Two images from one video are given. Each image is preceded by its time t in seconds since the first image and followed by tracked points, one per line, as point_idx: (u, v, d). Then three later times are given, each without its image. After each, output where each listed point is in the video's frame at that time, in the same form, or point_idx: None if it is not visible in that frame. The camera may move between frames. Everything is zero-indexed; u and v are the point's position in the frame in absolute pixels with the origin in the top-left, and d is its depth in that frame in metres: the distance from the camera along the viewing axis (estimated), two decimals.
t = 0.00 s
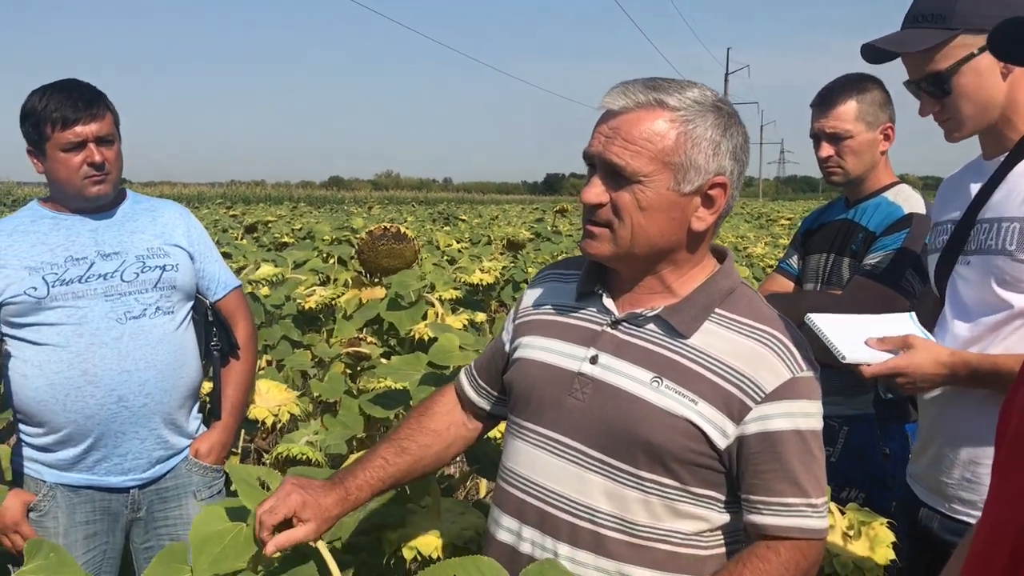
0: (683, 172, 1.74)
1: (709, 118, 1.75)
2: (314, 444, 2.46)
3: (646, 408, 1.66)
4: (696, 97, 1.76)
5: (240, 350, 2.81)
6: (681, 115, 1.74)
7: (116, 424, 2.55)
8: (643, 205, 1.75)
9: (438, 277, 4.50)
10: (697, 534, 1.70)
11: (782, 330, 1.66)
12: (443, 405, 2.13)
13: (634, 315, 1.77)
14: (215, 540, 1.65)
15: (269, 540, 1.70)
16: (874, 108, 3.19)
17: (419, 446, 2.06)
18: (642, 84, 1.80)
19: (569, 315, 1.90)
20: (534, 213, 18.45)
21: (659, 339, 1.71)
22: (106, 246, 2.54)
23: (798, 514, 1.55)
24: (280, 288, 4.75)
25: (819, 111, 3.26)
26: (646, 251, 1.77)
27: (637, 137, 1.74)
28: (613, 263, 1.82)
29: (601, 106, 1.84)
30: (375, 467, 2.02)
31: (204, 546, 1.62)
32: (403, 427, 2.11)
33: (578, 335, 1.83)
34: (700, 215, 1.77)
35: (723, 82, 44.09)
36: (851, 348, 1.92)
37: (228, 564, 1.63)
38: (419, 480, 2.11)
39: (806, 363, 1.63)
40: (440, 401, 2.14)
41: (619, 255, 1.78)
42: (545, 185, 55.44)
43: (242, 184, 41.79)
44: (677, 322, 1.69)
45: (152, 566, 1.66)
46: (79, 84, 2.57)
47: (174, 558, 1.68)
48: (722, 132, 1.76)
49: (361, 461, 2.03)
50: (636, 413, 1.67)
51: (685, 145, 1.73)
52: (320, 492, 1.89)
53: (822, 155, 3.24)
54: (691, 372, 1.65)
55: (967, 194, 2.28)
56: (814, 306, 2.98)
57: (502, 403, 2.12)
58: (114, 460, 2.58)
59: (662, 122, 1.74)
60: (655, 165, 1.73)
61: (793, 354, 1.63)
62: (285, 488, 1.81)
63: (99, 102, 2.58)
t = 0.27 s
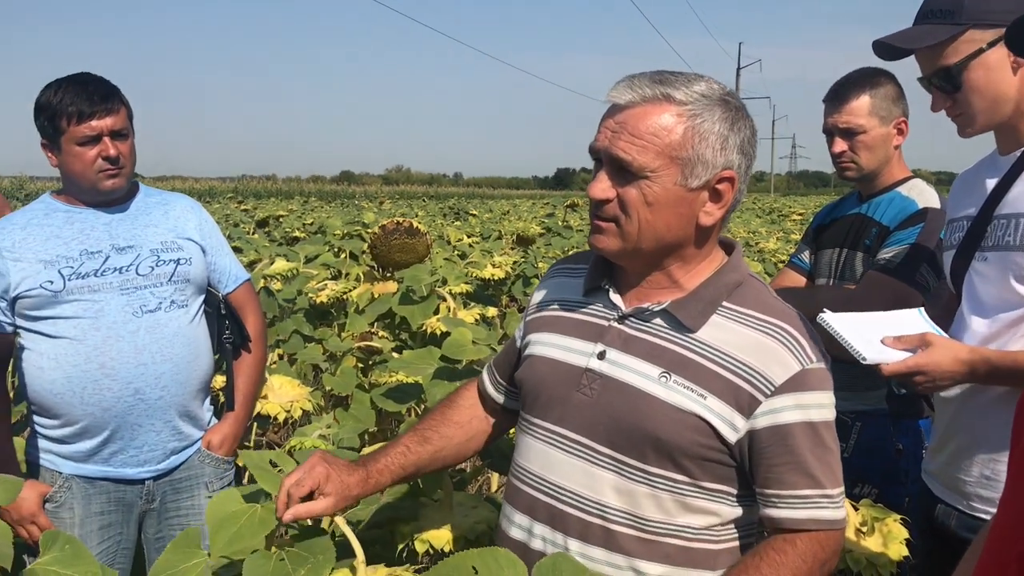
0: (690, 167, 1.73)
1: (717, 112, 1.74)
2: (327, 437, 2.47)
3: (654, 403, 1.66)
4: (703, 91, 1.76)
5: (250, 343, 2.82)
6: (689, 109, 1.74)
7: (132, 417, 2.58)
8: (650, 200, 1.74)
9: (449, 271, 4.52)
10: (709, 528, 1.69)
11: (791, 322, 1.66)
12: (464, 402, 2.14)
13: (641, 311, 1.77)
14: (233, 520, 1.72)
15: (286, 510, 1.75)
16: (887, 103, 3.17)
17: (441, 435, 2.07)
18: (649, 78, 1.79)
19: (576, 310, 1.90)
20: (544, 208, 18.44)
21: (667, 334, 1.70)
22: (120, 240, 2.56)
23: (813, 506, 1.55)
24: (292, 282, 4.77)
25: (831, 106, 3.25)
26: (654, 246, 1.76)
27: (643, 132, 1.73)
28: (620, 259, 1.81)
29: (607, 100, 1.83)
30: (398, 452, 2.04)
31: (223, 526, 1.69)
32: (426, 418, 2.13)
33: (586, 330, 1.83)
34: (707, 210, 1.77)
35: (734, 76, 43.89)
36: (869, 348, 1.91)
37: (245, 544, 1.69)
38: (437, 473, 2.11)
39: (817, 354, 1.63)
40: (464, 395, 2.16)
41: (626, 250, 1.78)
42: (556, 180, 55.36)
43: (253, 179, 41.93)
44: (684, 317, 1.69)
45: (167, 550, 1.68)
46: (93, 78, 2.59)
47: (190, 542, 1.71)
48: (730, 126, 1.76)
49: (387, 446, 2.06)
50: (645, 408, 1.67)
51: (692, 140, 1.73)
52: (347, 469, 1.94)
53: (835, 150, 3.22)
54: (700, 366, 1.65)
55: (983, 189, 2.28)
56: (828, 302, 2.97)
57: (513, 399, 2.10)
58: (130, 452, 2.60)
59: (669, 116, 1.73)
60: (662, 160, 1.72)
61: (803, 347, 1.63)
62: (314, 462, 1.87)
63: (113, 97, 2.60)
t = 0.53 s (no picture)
0: (698, 164, 1.73)
1: (725, 108, 1.74)
2: (336, 432, 2.49)
3: (658, 399, 1.67)
4: (711, 87, 1.75)
5: (258, 338, 2.84)
6: (697, 105, 1.74)
7: (143, 413, 2.60)
8: (657, 196, 1.74)
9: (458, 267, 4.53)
10: (714, 524, 1.70)
11: (797, 319, 1.66)
12: (478, 403, 2.15)
13: (646, 307, 1.77)
14: (257, 512, 1.73)
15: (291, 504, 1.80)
16: (897, 99, 3.16)
17: (446, 433, 2.08)
18: (658, 73, 1.79)
19: (582, 306, 1.90)
20: (552, 204, 18.42)
21: (672, 330, 1.71)
22: (132, 236, 2.57)
23: (820, 503, 1.55)
24: (301, 277, 4.79)
25: (841, 102, 3.24)
26: (661, 241, 1.77)
27: (651, 128, 1.73)
28: (628, 254, 1.82)
29: (616, 95, 1.84)
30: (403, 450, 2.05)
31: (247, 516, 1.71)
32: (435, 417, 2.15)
33: (592, 327, 1.84)
34: (715, 206, 1.77)
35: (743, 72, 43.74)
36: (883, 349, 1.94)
37: (266, 537, 1.70)
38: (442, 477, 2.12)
39: (823, 351, 1.62)
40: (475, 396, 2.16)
41: (632, 246, 1.79)
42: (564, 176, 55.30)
43: (261, 174, 42.04)
44: (689, 313, 1.69)
45: (186, 538, 1.74)
46: (107, 73, 2.60)
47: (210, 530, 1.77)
48: (738, 122, 1.76)
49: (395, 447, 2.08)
50: (649, 404, 1.67)
51: (701, 136, 1.73)
52: (347, 465, 1.97)
53: (844, 147, 3.22)
54: (704, 362, 1.65)
55: (991, 185, 2.28)
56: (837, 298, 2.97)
57: (524, 394, 2.11)
58: (140, 446, 2.62)
59: (678, 112, 1.74)
60: (669, 157, 1.72)
61: (808, 344, 1.62)
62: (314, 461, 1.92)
63: (126, 93, 2.62)
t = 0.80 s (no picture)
0: (703, 161, 1.73)
1: (731, 106, 1.74)
2: (340, 429, 2.48)
3: (664, 396, 1.67)
4: (717, 85, 1.75)
5: (261, 335, 2.83)
6: (703, 102, 1.73)
7: (147, 411, 2.60)
8: (662, 193, 1.74)
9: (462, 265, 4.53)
10: (720, 520, 1.70)
11: (801, 314, 1.65)
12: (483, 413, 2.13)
13: (650, 305, 1.77)
14: (262, 531, 1.64)
15: (302, 529, 1.71)
16: (902, 97, 3.15)
17: (456, 447, 2.06)
18: (663, 70, 1.79)
19: (586, 305, 1.90)
20: (557, 202, 18.41)
21: (676, 328, 1.71)
22: (137, 234, 2.58)
23: (824, 498, 1.55)
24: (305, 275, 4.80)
25: (846, 101, 3.23)
26: (665, 238, 1.77)
27: (657, 125, 1.73)
28: (632, 252, 1.81)
29: (621, 92, 1.83)
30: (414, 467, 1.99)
31: (252, 535, 1.62)
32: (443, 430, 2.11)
33: (596, 325, 1.84)
34: (719, 204, 1.77)
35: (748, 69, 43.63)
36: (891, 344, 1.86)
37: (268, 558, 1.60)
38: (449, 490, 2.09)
39: (827, 347, 1.62)
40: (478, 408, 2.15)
41: (636, 243, 1.79)
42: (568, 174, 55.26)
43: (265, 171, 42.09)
44: (693, 311, 1.69)
45: (189, 549, 1.69)
46: (113, 70, 2.61)
47: (215, 542, 1.72)
48: (744, 120, 1.75)
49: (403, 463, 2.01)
50: (654, 402, 1.67)
51: (706, 133, 1.73)
52: (356, 486, 1.87)
53: (849, 145, 3.21)
54: (709, 360, 1.65)
55: (994, 182, 2.26)
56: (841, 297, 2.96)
57: (527, 392, 2.12)
58: (144, 444, 2.63)
59: (684, 109, 1.73)
60: (675, 154, 1.72)
61: (811, 338, 1.62)
62: (324, 483, 1.79)
63: (133, 91, 2.62)
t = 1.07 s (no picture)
0: (706, 158, 1.73)
1: (732, 103, 1.75)
2: (343, 428, 2.49)
3: (673, 393, 1.67)
4: (719, 82, 1.76)
5: (265, 334, 2.87)
6: (705, 99, 1.74)
7: (150, 409, 2.61)
8: (665, 189, 1.74)
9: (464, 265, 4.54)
10: (732, 516, 1.70)
11: (807, 308, 1.67)
12: (479, 415, 2.13)
13: (656, 302, 1.77)
14: (256, 535, 1.61)
15: (297, 533, 1.69)
16: (904, 98, 3.15)
17: (453, 450, 2.05)
18: (665, 67, 1.79)
19: (590, 304, 1.91)
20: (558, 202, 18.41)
21: (683, 325, 1.72)
22: (140, 232, 2.58)
23: (835, 490, 1.55)
24: (307, 275, 4.81)
25: (848, 102, 3.23)
26: (668, 235, 1.77)
27: (659, 122, 1.73)
28: (634, 249, 1.81)
29: (622, 89, 1.83)
30: (411, 471, 1.99)
31: (244, 540, 1.58)
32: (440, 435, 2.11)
33: (602, 324, 1.85)
34: (721, 200, 1.77)
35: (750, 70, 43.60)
36: (884, 344, 1.85)
37: (261, 564, 1.56)
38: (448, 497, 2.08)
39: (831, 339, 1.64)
40: (476, 412, 2.14)
41: (640, 240, 1.78)
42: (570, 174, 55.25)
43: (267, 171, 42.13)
44: (700, 307, 1.70)
45: (189, 547, 1.68)
46: (116, 70, 2.61)
47: (213, 541, 1.69)
48: (745, 117, 1.76)
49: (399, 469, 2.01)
50: (664, 399, 1.68)
51: (709, 130, 1.73)
52: (353, 492, 1.86)
53: (852, 146, 3.22)
54: (717, 355, 1.66)
55: (994, 183, 2.27)
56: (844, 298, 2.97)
57: (529, 397, 2.11)
58: (147, 442, 2.64)
59: (686, 106, 1.73)
60: (678, 150, 1.72)
61: (814, 328, 1.64)
62: (320, 488, 1.78)
63: (136, 90, 2.63)
